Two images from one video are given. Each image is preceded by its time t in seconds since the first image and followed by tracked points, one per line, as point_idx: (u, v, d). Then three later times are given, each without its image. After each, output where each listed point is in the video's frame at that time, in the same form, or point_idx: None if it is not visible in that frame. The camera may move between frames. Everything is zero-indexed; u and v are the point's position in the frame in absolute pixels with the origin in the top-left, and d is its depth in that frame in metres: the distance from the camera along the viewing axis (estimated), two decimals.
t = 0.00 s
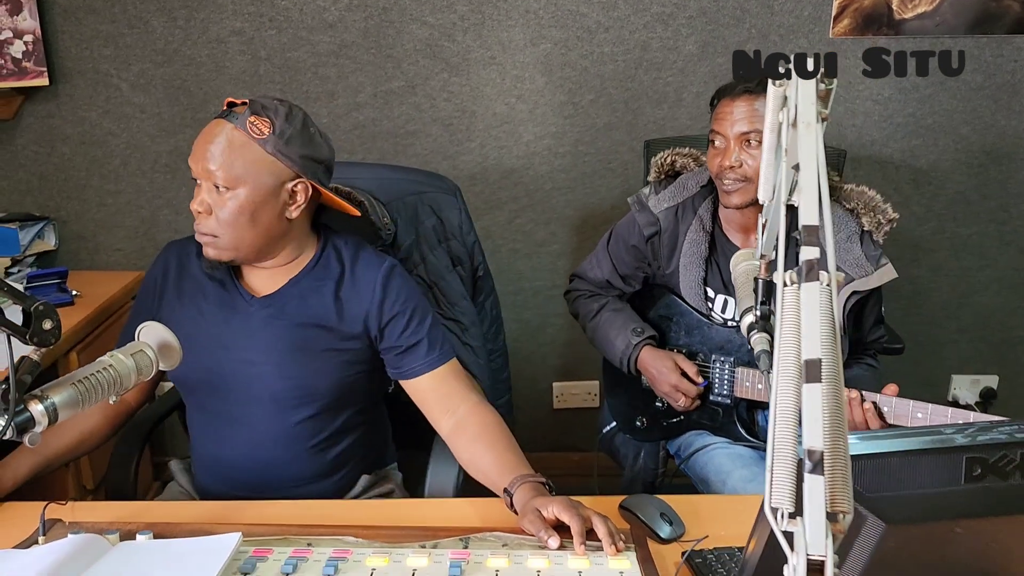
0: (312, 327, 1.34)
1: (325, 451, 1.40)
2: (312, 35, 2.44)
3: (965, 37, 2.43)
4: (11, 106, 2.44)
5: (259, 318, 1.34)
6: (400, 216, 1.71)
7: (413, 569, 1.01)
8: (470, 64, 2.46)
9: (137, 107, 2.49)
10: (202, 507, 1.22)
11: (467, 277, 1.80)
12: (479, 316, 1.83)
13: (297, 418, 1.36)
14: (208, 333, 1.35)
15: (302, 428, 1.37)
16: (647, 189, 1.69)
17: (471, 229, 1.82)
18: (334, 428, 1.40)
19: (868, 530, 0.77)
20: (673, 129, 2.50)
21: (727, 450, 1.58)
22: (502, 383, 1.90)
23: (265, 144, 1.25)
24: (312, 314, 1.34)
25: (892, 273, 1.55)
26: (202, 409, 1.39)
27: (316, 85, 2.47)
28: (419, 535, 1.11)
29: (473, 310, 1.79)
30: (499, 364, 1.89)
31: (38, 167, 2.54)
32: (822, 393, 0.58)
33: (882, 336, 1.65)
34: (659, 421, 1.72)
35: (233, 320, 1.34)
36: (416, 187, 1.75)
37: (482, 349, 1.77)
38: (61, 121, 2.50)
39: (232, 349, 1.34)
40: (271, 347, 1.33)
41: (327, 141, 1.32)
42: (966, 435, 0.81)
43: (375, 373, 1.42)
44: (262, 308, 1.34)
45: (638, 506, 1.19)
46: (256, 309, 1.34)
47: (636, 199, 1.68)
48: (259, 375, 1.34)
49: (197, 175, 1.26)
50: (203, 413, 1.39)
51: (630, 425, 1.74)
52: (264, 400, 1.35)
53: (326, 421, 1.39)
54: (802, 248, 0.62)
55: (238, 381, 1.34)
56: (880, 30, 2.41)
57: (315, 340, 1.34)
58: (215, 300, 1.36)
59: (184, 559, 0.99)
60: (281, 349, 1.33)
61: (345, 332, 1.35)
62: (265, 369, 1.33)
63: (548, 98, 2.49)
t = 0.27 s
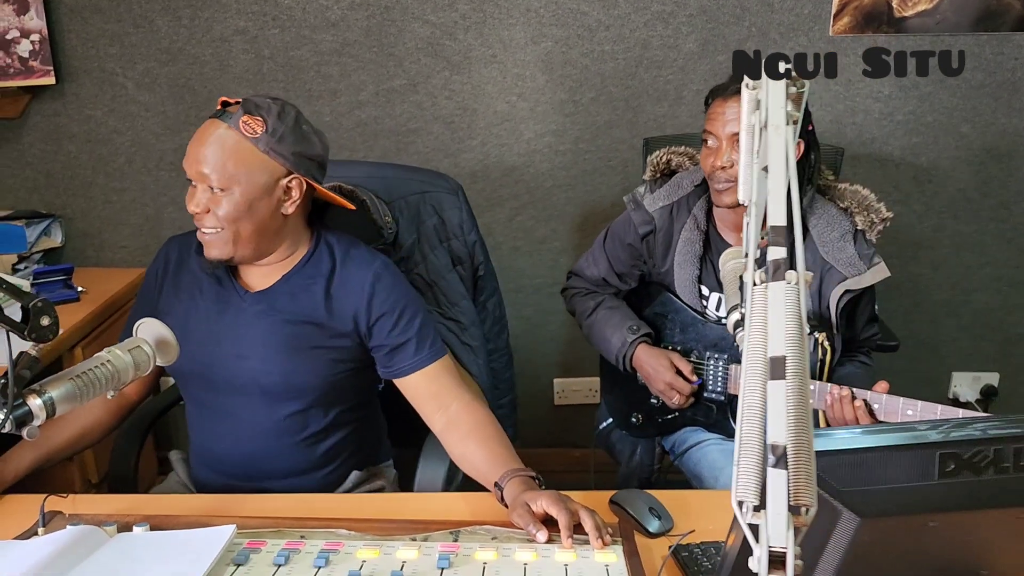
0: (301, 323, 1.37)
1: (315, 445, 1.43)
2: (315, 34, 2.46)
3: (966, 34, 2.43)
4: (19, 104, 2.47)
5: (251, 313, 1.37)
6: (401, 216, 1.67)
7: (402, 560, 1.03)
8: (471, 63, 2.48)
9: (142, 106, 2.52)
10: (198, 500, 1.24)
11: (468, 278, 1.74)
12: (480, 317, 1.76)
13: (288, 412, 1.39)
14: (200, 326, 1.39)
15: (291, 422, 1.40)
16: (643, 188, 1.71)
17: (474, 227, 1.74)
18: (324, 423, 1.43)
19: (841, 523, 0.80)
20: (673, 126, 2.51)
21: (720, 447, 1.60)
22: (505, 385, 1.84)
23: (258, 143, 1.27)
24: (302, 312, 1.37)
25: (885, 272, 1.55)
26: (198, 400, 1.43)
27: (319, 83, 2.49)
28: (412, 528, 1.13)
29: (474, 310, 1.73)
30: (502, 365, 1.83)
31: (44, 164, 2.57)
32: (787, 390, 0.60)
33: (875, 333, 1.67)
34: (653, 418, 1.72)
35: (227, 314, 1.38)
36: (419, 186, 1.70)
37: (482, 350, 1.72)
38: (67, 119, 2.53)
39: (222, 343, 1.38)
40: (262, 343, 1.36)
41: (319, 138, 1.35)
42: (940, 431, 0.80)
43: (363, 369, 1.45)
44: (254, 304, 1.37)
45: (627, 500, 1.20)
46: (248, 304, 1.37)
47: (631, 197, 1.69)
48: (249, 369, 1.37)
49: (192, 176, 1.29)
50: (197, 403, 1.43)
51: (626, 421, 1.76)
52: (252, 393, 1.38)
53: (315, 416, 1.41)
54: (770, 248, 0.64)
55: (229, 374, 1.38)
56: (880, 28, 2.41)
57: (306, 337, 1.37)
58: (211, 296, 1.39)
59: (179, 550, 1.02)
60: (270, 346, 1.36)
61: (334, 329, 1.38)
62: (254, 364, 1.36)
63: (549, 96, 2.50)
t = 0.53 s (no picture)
0: (298, 322, 1.38)
1: (311, 442, 1.44)
2: (319, 35, 2.47)
3: (971, 33, 2.42)
4: (26, 104, 2.50)
5: (248, 312, 1.38)
6: (401, 217, 1.68)
7: (389, 558, 1.05)
8: (474, 63, 2.49)
9: (148, 106, 2.55)
10: (192, 497, 1.25)
11: (467, 278, 1.74)
12: (479, 317, 1.77)
13: (284, 409, 1.40)
14: (198, 324, 1.40)
15: (287, 419, 1.41)
16: (640, 190, 1.71)
17: (473, 227, 1.75)
18: (322, 420, 1.44)
19: (819, 524, 0.81)
20: (675, 126, 2.51)
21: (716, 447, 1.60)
22: (504, 385, 1.85)
23: (253, 147, 1.29)
24: (300, 310, 1.38)
25: (880, 273, 1.56)
26: (196, 397, 1.45)
27: (322, 83, 2.51)
28: (401, 526, 1.14)
29: (473, 311, 1.73)
30: (502, 365, 1.84)
31: (52, 164, 2.60)
32: (753, 393, 0.60)
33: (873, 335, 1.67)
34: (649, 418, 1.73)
35: (224, 312, 1.39)
36: (419, 186, 1.71)
37: (480, 350, 1.72)
38: (74, 119, 2.56)
39: (220, 341, 1.39)
40: (259, 341, 1.37)
41: (314, 140, 1.36)
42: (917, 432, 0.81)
43: (360, 368, 1.46)
44: (252, 302, 1.38)
45: (618, 499, 1.20)
46: (246, 303, 1.38)
47: (628, 199, 1.70)
48: (246, 367, 1.38)
49: (190, 180, 1.30)
50: (196, 400, 1.45)
51: (623, 421, 1.77)
52: (249, 390, 1.39)
53: (312, 413, 1.42)
54: (739, 252, 0.64)
55: (225, 372, 1.39)
56: (883, 28, 2.40)
57: (301, 335, 1.38)
58: (209, 294, 1.41)
59: (170, 545, 1.04)
60: (267, 343, 1.37)
61: (331, 327, 1.39)
62: (250, 362, 1.37)
63: (551, 96, 2.51)
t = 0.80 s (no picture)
0: (296, 322, 1.38)
1: (309, 441, 1.45)
2: (325, 36, 2.49)
3: (981, 33, 2.39)
4: (37, 106, 2.53)
5: (247, 311, 1.39)
6: (401, 217, 1.69)
7: (378, 558, 1.05)
8: (479, 64, 2.49)
9: (157, 107, 2.57)
10: (188, 496, 1.26)
11: (467, 279, 1.74)
12: (479, 318, 1.77)
13: (281, 408, 1.41)
14: (198, 322, 1.41)
15: (284, 418, 1.41)
16: (639, 191, 1.70)
17: (474, 228, 1.75)
18: (320, 419, 1.44)
19: (802, 528, 0.81)
20: (681, 127, 2.50)
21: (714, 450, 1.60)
22: (505, 386, 1.85)
23: (252, 149, 1.30)
24: (297, 310, 1.38)
25: (881, 276, 1.55)
26: (195, 395, 1.46)
27: (328, 84, 2.52)
28: (391, 526, 1.14)
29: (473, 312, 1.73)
30: (502, 367, 1.84)
31: (63, 165, 2.63)
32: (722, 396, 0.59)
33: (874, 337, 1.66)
34: (650, 418, 1.75)
35: (223, 311, 1.40)
36: (420, 187, 1.71)
37: (480, 351, 1.72)
38: (85, 120, 2.58)
39: (219, 339, 1.40)
40: (257, 341, 1.38)
41: (315, 143, 1.36)
42: (902, 436, 0.80)
43: (357, 369, 1.46)
44: (250, 302, 1.39)
45: (611, 500, 1.19)
46: (245, 302, 1.39)
47: (627, 200, 1.69)
48: (244, 366, 1.39)
49: (189, 178, 1.31)
50: (195, 398, 1.46)
51: (624, 423, 1.77)
52: (248, 389, 1.40)
53: (310, 412, 1.43)
54: (712, 254, 0.64)
55: (224, 371, 1.40)
56: (891, 27, 2.38)
57: (298, 335, 1.38)
58: (208, 292, 1.41)
59: (161, 543, 1.05)
60: (265, 343, 1.38)
61: (327, 327, 1.39)
62: (248, 362, 1.38)
63: (557, 97, 2.51)
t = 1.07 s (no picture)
0: (295, 326, 1.39)
1: (308, 444, 1.46)
2: (334, 42, 2.51)
3: (992, 36, 2.37)
4: (52, 112, 2.57)
5: (247, 315, 1.40)
6: (404, 222, 1.70)
7: (368, 562, 1.06)
8: (487, 69, 2.50)
9: (168, 113, 2.60)
10: (186, 498, 1.28)
11: (470, 284, 1.74)
12: (482, 323, 1.77)
13: (280, 411, 1.42)
14: (199, 325, 1.43)
15: (283, 421, 1.42)
16: (641, 196, 1.70)
17: (477, 232, 1.75)
18: (320, 422, 1.45)
19: (784, 538, 0.79)
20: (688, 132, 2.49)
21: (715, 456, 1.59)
22: (508, 390, 1.85)
23: (253, 154, 1.32)
24: (296, 315, 1.39)
25: (884, 281, 1.53)
26: (197, 398, 1.47)
27: (337, 90, 2.54)
28: (384, 530, 1.14)
29: (475, 316, 1.73)
30: (505, 371, 1.84)
31: (77, 170, 2.67)
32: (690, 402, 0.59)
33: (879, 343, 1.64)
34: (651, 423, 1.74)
35: (224, 314, 1.42)
36: (424, 192, 1.72)
37: (483, 355, 1.71)
38: (98, 126, 2.62)
39: (219, 342, 1.41)
40: (257, 344, 1.39)
41: (316, 150, 1.38)
42: (886, 445, 0.80)
43: (357, 373, 1.47)
44: (251, 306, 1.40)
45: (605, 506, 1.17)
46: (246, 306, 1.40)
47: (629, 205, 1.69)
48: (244, 370, 1.40)
49: (192, 182, 1.34)
50: (197, 401, 1.48)
51: (625, 428, 1.77)
52: (248, 392, 1.42)
53: (310, 416, 1.44)
54: (683, 261, 0.65)
55: (224, 374, 1.41)
56: (901, 31, 2.37)
57: (298, 339, 1.39)
58: (210, 296, 1.43)
59: (156, 545, 1.06)
60: (265, 346, 1.39)
61: (326, 332, 1.39)
62: (248, 365, 1.40)
63: (564, 102, 2.51)
